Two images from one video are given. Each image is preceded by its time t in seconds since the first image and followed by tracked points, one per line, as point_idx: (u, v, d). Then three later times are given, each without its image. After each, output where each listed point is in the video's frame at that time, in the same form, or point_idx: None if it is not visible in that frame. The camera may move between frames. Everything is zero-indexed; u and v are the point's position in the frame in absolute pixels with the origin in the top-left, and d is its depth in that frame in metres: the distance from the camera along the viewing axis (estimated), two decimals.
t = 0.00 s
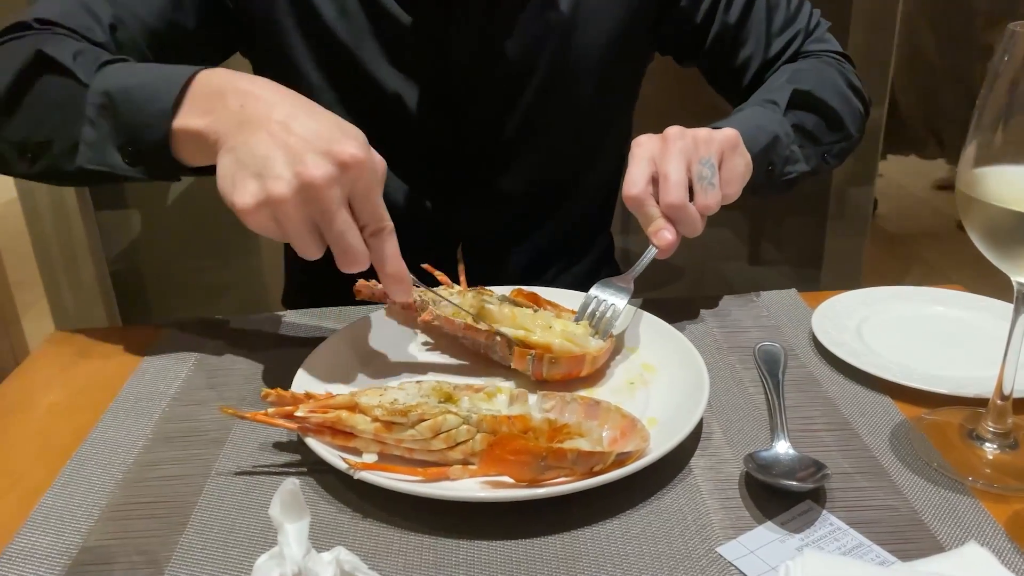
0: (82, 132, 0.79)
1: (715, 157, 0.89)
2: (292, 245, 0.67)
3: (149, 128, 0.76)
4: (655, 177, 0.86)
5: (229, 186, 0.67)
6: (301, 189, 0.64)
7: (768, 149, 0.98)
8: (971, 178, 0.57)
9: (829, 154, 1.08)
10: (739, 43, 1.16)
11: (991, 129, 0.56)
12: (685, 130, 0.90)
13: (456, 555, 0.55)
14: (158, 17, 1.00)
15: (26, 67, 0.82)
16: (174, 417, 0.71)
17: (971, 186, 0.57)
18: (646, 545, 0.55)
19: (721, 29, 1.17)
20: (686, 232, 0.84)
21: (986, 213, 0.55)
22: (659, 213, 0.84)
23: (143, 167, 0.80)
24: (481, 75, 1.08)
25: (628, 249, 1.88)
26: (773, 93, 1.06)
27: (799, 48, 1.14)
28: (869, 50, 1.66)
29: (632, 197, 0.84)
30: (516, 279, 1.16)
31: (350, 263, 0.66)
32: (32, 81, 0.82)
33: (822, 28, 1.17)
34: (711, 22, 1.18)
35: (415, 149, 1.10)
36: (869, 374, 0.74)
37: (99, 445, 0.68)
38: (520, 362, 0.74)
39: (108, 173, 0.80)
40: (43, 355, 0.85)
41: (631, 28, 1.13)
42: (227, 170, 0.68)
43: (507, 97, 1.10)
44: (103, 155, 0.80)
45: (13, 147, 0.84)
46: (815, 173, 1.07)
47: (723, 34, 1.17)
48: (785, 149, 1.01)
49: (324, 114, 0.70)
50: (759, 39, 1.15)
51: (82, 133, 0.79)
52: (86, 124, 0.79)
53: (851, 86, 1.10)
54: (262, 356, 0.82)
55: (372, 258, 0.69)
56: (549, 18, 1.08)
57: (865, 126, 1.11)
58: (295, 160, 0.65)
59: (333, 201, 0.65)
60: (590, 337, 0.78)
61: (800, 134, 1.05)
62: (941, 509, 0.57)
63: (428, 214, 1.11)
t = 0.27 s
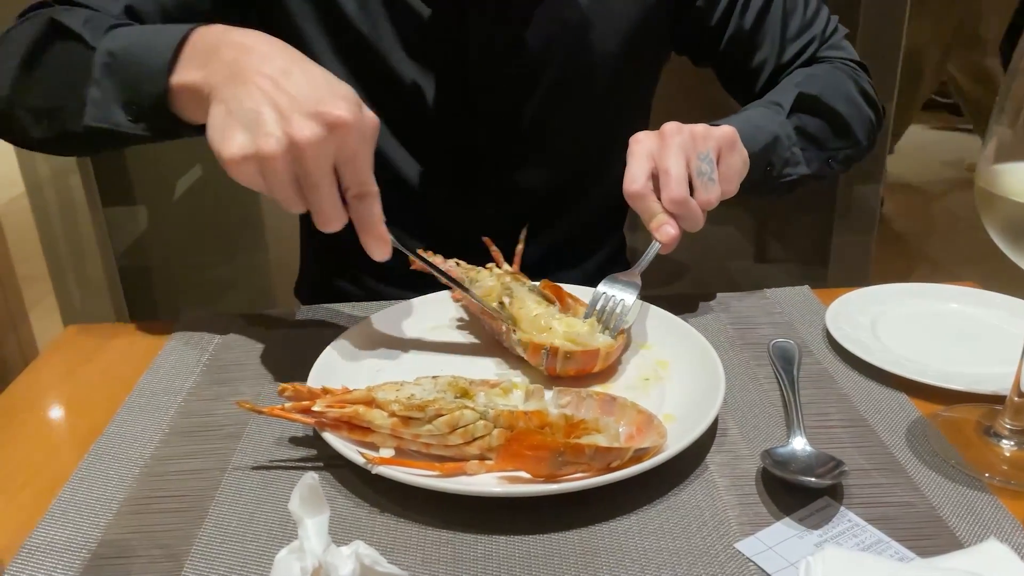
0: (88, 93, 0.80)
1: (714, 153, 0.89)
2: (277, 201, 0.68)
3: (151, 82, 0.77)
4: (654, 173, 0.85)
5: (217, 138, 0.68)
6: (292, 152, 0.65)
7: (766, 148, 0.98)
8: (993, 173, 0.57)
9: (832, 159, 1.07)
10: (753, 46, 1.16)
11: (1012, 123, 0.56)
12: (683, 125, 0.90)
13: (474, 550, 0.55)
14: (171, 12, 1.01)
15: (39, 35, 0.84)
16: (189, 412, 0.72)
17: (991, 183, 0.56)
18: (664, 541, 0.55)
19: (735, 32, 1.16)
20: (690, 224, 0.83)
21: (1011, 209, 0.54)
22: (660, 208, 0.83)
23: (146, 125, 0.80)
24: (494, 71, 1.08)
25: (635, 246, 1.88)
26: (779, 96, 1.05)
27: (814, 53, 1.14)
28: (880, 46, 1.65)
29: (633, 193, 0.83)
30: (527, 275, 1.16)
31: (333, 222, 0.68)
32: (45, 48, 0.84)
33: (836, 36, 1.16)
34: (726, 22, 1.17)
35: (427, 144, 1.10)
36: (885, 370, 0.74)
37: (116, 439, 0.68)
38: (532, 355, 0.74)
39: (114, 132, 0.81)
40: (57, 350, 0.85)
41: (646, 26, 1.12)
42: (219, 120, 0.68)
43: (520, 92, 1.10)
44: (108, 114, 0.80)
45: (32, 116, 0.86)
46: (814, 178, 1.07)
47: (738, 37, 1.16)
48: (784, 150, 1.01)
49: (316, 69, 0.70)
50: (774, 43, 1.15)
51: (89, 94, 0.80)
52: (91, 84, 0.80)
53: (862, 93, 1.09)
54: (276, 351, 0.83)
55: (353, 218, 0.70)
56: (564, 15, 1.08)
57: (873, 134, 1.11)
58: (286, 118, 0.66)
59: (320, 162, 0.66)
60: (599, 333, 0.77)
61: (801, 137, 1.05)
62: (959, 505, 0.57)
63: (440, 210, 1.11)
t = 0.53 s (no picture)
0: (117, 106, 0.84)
1: (716, 153, 0.88)
2: (292, 202, 0.71)
3: (175, 99, 0.81)
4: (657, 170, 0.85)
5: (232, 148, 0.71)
6: (310, 150, 0.69)
7: (768, 147, 0.98)
8: (1007, 168, 0.57)
9: (834, 162, 1.06)
10: (758, 45, 1.16)
11: None
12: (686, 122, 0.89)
13: (487, 542, 0.55)
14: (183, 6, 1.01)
15: (75, 47, 0.89)
16: (201, 405, 0.72)
17: (1007, 178, 0.56)
18: (676, 534, 0.55)
19: (742, 28, 1.16)
20: (693, 223, 0.84)
21: None
22: (663, 207, 0.83)
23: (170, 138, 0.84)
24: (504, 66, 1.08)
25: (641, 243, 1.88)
26: (783, 97, 1.05)
27: (818, 54, 1.14)
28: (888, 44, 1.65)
29: (636, 191, 0.83)
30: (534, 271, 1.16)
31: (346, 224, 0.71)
32: (78, 59, 0.89)
33: (842, 37, 1.16)
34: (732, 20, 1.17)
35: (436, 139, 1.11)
36: (896, 366, 0.74)
37: (128, 431, 0.68)
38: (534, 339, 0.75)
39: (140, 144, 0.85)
40: (68, 343, 0.85)
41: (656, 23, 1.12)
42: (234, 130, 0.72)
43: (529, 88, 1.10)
44: (134, 126, 0.84)
45: (63, 122, 0.90)
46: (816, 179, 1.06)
47: (743, 33, 1.16)
48: (786, 150, 1.00)
49: (322, 88, 0.76)
50: (779, 41, 1.15)
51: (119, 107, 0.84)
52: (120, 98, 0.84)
53: (867, 97, 1.09)
54: (286, 345, 0.83)
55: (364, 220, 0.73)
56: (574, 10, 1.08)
57: (875, 140, 1.10)
58: (300, 122, 0.70)
59: (337, 160, 0.70)
60: (607, 331, 0.77)
61: (805, 138, 1.04)
62: (972, 501, 0.57)
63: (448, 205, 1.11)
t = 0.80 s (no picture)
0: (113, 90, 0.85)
1: (728, 155, 0.88)
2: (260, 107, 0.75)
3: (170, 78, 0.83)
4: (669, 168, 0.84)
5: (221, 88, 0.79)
6: (282, 54, 0.76)
7: (774, 148, 0.98)
8: (1011, 166, 0.56)
9: (835, 165, 1.06)
10: (758, 47, 1.15)
11: None
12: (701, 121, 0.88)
13: (485, 541, 0.54)
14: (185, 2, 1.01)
15: (74, 46, 0.89)
16: (200, 401, 0.72)
17: (1011, 177, 0.56)
18: (676, 534, 0.55)
19: (742, 31, 1.15)
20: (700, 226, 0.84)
21: None
22: (673, 207, 0.82)
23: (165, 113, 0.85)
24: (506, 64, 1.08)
25: (643, 242, 1.87)
26: (788, 97, 1.04)
27: (817, 59, 1.12)
28: (893, 43, 1.64)
29: (648, 189, 0.82)
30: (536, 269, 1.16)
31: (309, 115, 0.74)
32: (78, 58, 0.89)
33: (843, 42, 1.15)
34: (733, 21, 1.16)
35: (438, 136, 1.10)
36: (898, 366, 0.73)
37: (128, 427, 0.68)
38: (538, 348, 0.73)
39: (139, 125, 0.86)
40: (68, 339, 0.85)
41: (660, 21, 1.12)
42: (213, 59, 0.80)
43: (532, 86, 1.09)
44: (131, 109, 0.85)
45: (65, 116, 0.91)
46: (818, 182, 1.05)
47: (744, 36, 1.15)
48: (790, 151, 1.00)
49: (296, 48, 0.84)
50: (780, 45, 1.14)
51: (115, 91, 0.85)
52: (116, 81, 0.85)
53: (868, 102, 1.08)
54: (286, 342, 0.83)
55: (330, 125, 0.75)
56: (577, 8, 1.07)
57: (875, 145, 1.09)
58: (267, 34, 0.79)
59: (298, 57, 0.76)
60: (610, 333, 0.76)
61: (807, 141, 1.03)
62: (974, 502, 0.56)
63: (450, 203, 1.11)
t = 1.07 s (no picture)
0: (157, 94, 0.86)
1: (739, 148, 0.88)
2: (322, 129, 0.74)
3: (221, 85, 0.83)
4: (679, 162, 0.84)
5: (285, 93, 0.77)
6: (358, 86, 0.75)
7: (786, 140, 0.97)
8: None
9: (849, 157, 1.05)
10: (768, 41, 1.14)
11: None
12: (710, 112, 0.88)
13: (493, 536, 0.54)
14: None
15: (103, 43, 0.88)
16: (205, 396, 0.71)
17: None
18: (685, 530, 0.54)
19: (751, 24, 1.15)
20: (710, 219, 0.83)
21: None
22: (681, 201, 0.82)
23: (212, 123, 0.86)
24: (513, 60, 1.07)
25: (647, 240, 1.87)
26: (800, 90, 1.04)
27: (827, 51, 1.12)
28: (899, 41, 1.64)
29: (655, 184, 0.82)
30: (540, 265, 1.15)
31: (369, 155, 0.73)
32: (106, 56, 0.88)
33: (853, 34, 1.14)
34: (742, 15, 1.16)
35: (444, 132, 1.10)
36: (908, 363, 0.73)
37: (133, 421, 0.68)
38: (545, 348, 0.72)
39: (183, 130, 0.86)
40: (72, 333, 0.85)
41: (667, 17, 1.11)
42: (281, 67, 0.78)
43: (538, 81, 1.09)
44: (177, 114, 0.86)
45: (90, 117, 0.90)
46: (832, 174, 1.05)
47: (753, 30, 1.15)
48: (803, 143, 0.99)
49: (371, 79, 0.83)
50: (790, 38, 1.13)
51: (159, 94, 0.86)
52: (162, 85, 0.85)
53: (882, 94, 1.07)
54: (292, 336, 0.82)
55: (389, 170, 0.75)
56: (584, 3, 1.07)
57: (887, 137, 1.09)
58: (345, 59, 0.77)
59: (373, 93, 0.75)
60: (617, 330, 0.76)
61: (821, 132, 1.03)
62: (985, 499, 0.56)
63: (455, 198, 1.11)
